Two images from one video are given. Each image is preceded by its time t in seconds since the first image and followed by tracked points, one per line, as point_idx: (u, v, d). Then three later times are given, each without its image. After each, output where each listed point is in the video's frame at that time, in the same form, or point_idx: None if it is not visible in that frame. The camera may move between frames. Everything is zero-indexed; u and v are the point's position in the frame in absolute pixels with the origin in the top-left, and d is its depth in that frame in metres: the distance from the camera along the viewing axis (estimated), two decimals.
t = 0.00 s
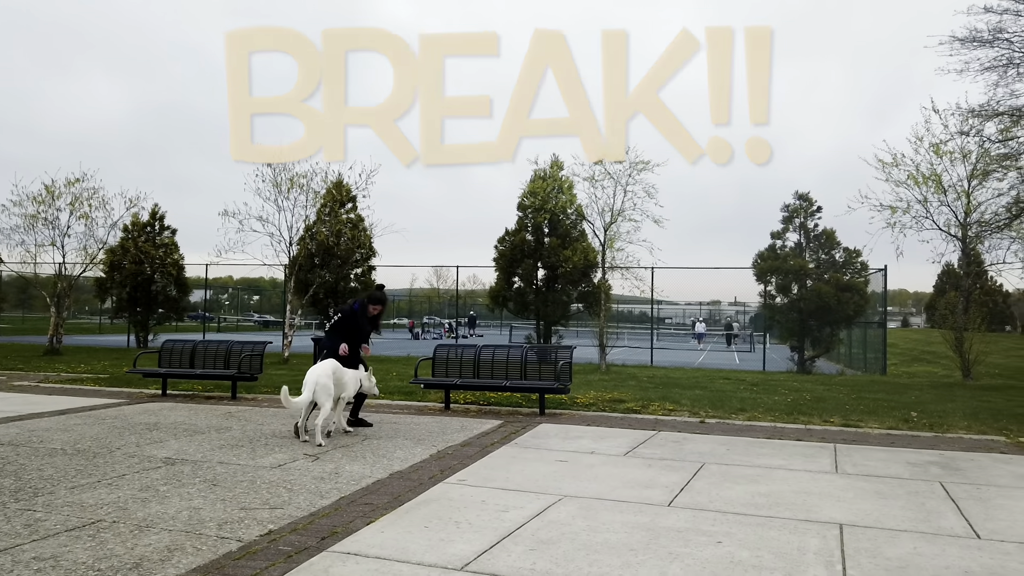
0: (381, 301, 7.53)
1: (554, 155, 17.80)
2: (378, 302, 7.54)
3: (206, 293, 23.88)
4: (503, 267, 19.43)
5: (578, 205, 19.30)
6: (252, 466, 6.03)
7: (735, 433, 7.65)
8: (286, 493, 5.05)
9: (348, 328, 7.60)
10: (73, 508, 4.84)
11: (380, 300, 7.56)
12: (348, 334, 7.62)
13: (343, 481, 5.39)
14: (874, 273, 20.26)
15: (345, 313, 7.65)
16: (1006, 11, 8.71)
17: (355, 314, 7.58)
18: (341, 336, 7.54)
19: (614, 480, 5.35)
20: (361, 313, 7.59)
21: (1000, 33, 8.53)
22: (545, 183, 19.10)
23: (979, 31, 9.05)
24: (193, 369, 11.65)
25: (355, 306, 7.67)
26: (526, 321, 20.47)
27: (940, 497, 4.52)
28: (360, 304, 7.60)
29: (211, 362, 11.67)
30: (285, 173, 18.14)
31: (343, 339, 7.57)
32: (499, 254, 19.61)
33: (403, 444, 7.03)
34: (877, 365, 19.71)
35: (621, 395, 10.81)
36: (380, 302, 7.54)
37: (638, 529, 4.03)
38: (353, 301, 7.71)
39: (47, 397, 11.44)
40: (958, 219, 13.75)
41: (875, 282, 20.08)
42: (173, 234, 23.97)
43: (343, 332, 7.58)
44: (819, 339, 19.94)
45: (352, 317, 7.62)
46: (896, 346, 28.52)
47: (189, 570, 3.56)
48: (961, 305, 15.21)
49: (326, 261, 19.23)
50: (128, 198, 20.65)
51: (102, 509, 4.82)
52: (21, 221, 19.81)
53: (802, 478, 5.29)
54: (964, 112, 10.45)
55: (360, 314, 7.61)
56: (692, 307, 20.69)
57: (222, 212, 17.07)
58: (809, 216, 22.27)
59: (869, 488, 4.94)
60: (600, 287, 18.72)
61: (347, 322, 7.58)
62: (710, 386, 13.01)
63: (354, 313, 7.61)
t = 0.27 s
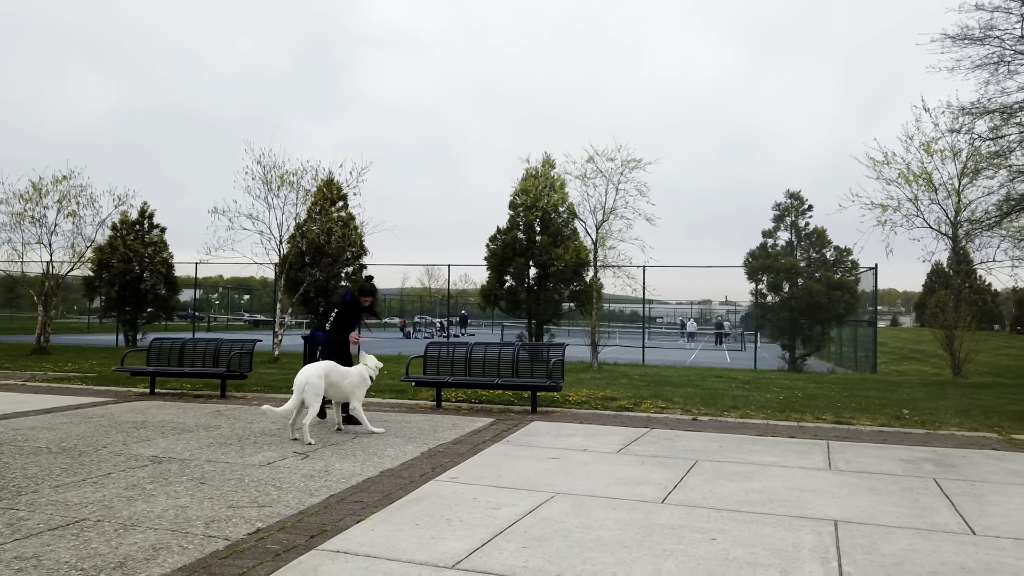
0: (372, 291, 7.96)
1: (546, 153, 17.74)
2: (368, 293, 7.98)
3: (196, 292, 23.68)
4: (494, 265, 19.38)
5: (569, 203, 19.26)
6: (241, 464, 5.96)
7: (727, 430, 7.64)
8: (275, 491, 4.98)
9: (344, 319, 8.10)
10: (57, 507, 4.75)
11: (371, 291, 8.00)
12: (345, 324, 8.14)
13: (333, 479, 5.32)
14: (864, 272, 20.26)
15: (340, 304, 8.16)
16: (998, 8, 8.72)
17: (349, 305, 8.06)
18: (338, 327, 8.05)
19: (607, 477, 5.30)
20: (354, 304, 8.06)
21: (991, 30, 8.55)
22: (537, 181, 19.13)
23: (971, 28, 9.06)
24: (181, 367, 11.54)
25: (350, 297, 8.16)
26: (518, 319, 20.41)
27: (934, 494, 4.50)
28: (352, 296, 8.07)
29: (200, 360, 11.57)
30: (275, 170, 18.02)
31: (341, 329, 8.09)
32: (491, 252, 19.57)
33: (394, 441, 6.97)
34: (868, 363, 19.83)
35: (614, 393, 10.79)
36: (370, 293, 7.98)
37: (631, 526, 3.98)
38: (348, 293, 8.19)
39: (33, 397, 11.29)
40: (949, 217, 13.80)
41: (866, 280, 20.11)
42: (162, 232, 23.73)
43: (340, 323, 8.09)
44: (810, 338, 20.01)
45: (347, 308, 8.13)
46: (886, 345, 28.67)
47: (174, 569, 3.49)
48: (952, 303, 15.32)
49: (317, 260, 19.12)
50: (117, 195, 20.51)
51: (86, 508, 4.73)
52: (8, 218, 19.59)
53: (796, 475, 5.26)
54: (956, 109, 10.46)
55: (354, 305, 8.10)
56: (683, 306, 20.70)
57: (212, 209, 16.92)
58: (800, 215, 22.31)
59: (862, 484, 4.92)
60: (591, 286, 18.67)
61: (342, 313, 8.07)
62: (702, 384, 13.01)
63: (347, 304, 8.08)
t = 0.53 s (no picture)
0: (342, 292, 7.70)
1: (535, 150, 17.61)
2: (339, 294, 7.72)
3: (182, 290, 23.35)
4: (483, 263, 19.25)
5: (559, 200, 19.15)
6: (223, 465, 5.79)
7: (719, 428, 7.55)
8: (257, 494, 4.82)
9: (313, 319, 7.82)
10: (31, 511, 4.58)
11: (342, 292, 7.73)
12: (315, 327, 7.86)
13: (318, 481, 5.17)
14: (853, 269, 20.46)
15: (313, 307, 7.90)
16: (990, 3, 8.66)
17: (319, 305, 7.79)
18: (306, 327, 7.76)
19: (599, 477, 5.19)
20: (324, 305, 7.79)
21: (984, 25, 8.49)
22: (526, 178, 19.06)
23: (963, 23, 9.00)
24: (165, 366, 11.33)
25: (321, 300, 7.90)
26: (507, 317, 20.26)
27: (932, 493, 4.42)
28: (322, 296, 7.79)
29: (184, 358, 11.36)
30: (261, 166, 17.77)
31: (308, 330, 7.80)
32: (480, 249, 19.43)
33: (381, 441, 6.83)
34: (856, 361, 19.92)
35: (604, 391, 10.69)
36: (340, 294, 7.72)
37: (625, 528, 3.87)
38: (317, 293, 7.91)
39: (12, 396, 11.04)
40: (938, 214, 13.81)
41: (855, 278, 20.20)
42: (147, 229, 23.38)
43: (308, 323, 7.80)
44: (799, 335, 20.03)
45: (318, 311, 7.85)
46: (874, 342, 28.79)
47: None
48: (941, 299, 15.32)
49: (304, 257, 18.92)
50: (100, 192, 20.18)
51: (61, 512, 4.56)
52: None
53: (791, 474, 5.17)
54: (947, 105, 10.42)
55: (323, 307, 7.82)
56: (673, 303, 20.65)
57: (197, 205, 16.66)
58: (789, 212, 22.31)
59: (859, 483, 4.84)
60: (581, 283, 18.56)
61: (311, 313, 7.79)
62: (692, 382, 12.94)
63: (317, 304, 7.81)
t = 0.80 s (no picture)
0: (293, 290, 7.41)
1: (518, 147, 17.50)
2: (289, 292, 7.42)
3: (159, 289, 22.92)
4: (466, 261, 19.10)
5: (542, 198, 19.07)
6: (198, 471, 5.60)
7: (706, 429, 7.48)
8: (233, 502, 4.64)
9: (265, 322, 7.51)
10: None
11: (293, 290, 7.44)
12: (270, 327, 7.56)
13: (296, 487, 5.00)
14: (835, 268, 20.57)
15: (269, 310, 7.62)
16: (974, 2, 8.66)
17: (270, 306, 7.48)
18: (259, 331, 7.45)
19: (586, 481, 5.07)
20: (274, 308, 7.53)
21: (968, 24, 8.49)
22: (510, 176, 18.96)
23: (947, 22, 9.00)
24: (139, 367, 11.03)
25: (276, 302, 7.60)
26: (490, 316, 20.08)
27: (924, 497, 4.35)
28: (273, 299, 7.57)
29: (159, 359, 11.06)
30: (241, 163, 17.46)
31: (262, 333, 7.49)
32: (462, 248, 19.27)
33: (362, 444, 6.66)
34: (837, 359, 20.05)
35: (588, 391, 10.59)
36: (290, 292, 7.42)
37: (615, 536, 3.75)
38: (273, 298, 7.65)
39: None
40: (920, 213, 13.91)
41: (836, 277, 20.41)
42: (124, 226, 22.94)
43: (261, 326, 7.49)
44: (781, 334, 20.01)
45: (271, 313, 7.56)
46: (853, 340, 29.06)
47: None
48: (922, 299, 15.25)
49: (284, 255, 18.65)
50: (74, 189, 19.79)
51: (25, 523, 4.35)
52: None
53: (781, 477, 5.09)
54: (931, 105, 10.43)
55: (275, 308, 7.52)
56: (655, 302, 20.64)
57: (174, 202, 16.29)
58: (771, 211, 22.38)
59: (850, 486, 4.77)
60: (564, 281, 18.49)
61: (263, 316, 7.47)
62: (676, 381, 12.89)
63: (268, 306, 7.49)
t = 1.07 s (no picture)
0: (238, 280, 7.16)
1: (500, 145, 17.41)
2: (234, 283, 7.17)
3: (135, 288, 22.47)
4: (448, 260, 18.93)
5: (525, 197, 19.06)
6: (174, 476, 5.40)
7: (693, 430, 7.41)
8: (211, 509, 4.46)
9: (216, 321, 7.15)
10: None
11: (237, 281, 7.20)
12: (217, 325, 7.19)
13: (277, 492, 4.83)
14: (815, 267, 20.61)
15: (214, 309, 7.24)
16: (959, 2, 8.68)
17: (216, 304, 7.14)
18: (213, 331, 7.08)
19: (576, 484, 4.97)
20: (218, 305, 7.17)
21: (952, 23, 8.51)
22: (493, 175, 18.90)
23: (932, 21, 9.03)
24: (114, 368, 10.75)
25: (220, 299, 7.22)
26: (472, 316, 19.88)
27: (919, 499, 4.31)
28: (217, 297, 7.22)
29: (134, 360, 10.78)
30: (219, 159, 17.15)
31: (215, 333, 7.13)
32: (444, 247, 19.09)
33: (345, 447, 6.50)
34: (818, 358, 20.17)
35: (573, 391, 10.50)
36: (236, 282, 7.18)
37: (608, 543, 3.65)
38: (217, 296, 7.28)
39: None
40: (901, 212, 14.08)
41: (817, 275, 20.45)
42: (98, 224, 22.48)
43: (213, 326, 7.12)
44: (762, 333, 20.17)
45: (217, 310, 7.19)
46: (832, 339, 29.33)
47: None
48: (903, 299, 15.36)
49: (263, 254, 18.35)
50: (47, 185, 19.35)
51: None
52: None
53: (773, 479, 5.02)
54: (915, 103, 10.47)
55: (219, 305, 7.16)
56: (637, 301, 20.62)
57: (149, 200, 15.94)
58: (753, 211, 22.48)
59: (842, 488, 4.72)
60: (547, 281, 18.39)
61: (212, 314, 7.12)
62: (660, 381, 12.84)
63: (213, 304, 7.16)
